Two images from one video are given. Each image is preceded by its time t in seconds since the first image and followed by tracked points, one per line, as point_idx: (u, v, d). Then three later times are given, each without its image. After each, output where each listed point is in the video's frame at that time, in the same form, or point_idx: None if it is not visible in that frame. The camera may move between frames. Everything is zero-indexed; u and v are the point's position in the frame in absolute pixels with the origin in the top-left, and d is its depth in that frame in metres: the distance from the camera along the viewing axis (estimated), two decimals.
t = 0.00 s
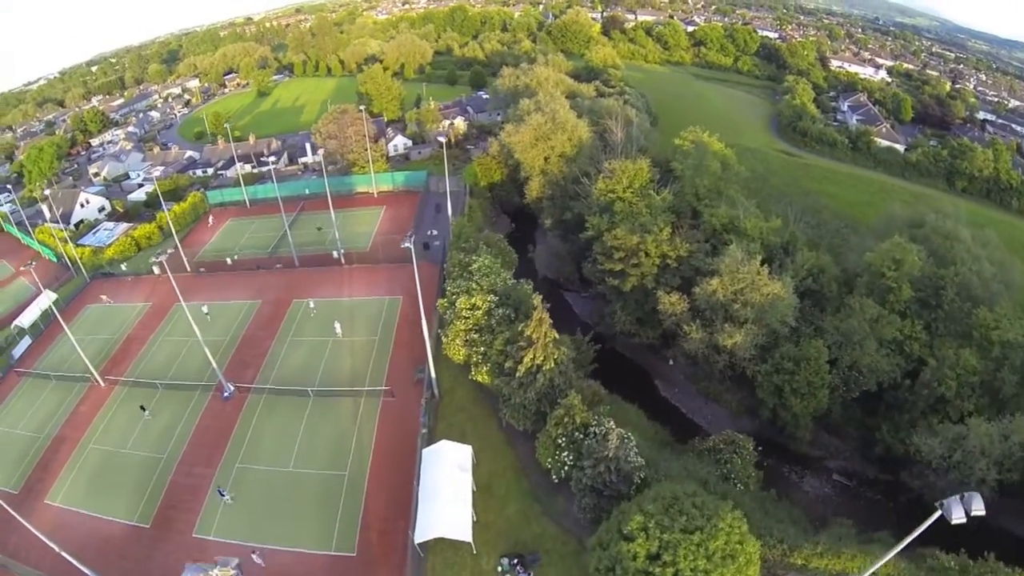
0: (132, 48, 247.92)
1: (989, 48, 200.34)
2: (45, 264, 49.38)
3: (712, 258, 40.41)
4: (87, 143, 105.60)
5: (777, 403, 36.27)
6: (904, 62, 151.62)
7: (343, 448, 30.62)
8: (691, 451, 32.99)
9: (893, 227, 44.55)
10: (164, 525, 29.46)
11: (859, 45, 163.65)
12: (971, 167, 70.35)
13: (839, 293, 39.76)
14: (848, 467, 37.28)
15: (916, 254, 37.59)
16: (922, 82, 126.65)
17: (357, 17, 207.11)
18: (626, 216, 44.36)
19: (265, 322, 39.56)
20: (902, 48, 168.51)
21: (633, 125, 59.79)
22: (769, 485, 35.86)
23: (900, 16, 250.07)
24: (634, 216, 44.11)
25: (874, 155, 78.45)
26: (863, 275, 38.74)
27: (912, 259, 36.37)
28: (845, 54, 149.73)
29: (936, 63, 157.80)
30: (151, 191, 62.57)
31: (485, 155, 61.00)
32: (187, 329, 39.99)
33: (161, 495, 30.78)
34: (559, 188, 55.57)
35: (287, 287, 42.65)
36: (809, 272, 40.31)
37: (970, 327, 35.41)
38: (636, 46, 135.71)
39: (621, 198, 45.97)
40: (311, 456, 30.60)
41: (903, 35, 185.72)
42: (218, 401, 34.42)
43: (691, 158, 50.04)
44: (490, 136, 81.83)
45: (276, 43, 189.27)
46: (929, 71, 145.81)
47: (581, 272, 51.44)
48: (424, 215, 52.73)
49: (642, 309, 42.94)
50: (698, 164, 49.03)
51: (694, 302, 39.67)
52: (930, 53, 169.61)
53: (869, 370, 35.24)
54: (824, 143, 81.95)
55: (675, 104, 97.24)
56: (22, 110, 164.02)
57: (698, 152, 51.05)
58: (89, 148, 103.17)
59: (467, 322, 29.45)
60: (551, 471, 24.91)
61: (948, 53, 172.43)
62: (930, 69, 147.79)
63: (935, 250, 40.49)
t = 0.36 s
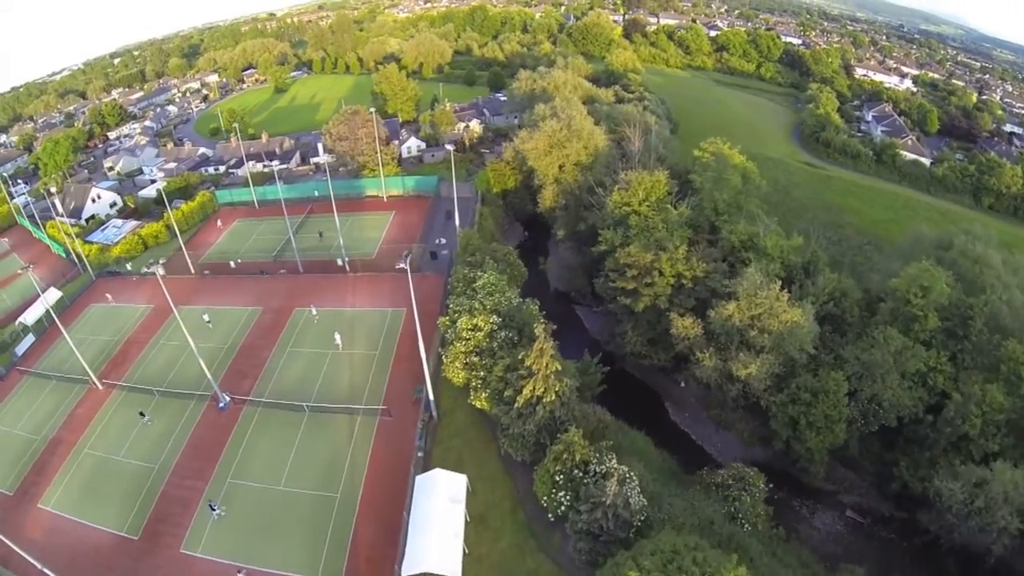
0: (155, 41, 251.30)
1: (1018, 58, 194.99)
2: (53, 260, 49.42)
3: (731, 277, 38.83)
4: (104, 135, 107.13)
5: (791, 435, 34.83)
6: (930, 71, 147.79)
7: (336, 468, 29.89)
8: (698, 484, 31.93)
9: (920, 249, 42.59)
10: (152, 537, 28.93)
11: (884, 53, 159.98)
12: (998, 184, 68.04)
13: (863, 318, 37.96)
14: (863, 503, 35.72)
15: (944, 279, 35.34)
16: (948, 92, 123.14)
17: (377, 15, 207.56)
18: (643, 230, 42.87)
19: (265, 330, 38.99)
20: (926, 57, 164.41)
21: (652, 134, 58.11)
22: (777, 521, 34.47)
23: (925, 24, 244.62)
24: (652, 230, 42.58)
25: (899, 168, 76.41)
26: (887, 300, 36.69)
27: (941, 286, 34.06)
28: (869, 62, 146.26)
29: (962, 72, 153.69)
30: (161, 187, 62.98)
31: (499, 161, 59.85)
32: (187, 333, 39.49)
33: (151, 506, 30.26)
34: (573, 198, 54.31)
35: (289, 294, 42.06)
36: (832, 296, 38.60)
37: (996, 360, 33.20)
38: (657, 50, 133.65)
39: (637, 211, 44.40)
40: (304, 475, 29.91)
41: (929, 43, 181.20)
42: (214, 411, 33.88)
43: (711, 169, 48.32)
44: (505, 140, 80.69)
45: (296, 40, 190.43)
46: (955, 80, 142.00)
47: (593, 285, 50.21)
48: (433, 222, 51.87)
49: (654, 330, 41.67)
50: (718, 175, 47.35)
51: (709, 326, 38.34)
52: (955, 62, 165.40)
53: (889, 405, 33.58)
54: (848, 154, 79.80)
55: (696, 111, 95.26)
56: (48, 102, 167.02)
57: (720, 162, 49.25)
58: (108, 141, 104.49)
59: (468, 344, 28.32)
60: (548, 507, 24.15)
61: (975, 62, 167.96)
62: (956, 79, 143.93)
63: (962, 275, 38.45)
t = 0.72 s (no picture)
0: (193, 31, 256.70)
1: None
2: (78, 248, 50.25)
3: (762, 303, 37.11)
4: (136, 124, 109.51)
5: (813, 477, 32.96)
6: (973, 86, 142.13)
7: (336, 485, 29.18)
8: (709, 523, 30.27)
9: (962, 280, 39.97)
10: (147, 541, 28.69)
11: (924, 65, 154.47)
12: None
13: (898, 355, 35.64)
14: (883, 550, 33.42)
15: (987, 316, 32.84)
16: (992, 110, 118.31)
17: (412, 12, 208.25)
18: (670, 248, 41.21)
19: (275, 333, 38.56)
20: (968, 70, 158.34)
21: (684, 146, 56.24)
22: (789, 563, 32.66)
23: (967, 36, 236.27)
24: (681, 249, 40.94)
25: (939, 188, 73.95)
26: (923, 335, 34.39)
27: (984, 325, 31.58)
28: (909, 75, 141.25)
29: (1006, 88, 147.71)
30: (184, 180, 64.38)
31: (525, 167, 58.33)
32: (197, 332, 39.22)
33: (149, 509, 30.04)
34: (599, 209, 52.76)
35: (302, 297, 41.59)
36: (865, 328, 36.49)
37: None
38: (692, 56, 130.74)
39: (666, 228, 42.72)
40: (303, 489, 29.26)
41: (970, 56, 174.35)
42: (218, 416, 33.54)
43: (746, 186, 46.42)
44: (534, 144, 79.18)
45: (330, 34, 192.53)
46: (999, 97, 136.47)
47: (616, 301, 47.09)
48: (453, 228, 50.91)
49: (676, 355, 40.02)
50: (754, 193, 45.60)
51: (733, 356, 36.67)
52: (1000, 77, 158.96)
53: (919, 451, 31.38)
54: (887, 172, 76.25)
55: (731, 122, 92.62)
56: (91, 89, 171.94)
57: (755, 179, 47.24)
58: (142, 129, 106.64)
59: (477, 367, 27.36)
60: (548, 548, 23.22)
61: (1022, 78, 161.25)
62: (1001, 96, 138.15)
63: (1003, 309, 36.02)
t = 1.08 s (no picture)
0: (236, 21, 262.36)
1: None
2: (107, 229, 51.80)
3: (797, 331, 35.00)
4: (173, 111, 112.87)
5: (835, 520, 30.78)
6: None
7: (340, 496, 28.55)
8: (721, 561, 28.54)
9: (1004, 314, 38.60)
10: (149, 536, 28.73)
11: (969, 81, 147.59)
12: None
13: (937, 396, 33.33)
14: None
15: None
16: None
17: (451, 8, 208.50)
18: (702, 269, 39.29)
19: (291, 334, 38.23)
20: (1020, 87, 150.90)
21: (723, 158, 54.09)
22: None
23: (1019, 50, 226.16)
24: (714, 270, 38.94)
25: (985, 213, 70.99)
26: (963, 376, 32.40)
27: None
28: (957, 90, 135.32)
29: None
30: (216, 170, 65.74)
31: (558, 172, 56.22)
32: (215, 326, 39.17)
33: (153, 503, 30.13)
34: (631, 222, 50.57)
35: (322, 298, 41.21)
36: (901, 364, 34.24)
37: None
38: (734, 63, 127.02)
39: (699, 246, 40.77)
40: (306, 498, 28.72)
41: (1019, 72, 166.33)
42: (228, 415, 33.44)
43: (784, 203, 43.90)
44: (569, 149, 77.21)
45: (369, 28, 194.09)
46: None
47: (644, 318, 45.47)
48: (481, 233, 49.54)
49: (701, 381, 38.06)
50: (792, 213, 43.28)
51: (761, 387, 34.75)
52: None
53: (950, 501, 28.89)
54: (930, 192, 73.02)
55: (771, 134, 89.26)
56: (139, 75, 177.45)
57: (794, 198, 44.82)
58: (182, 116, 108.91)
59: (491, 387, 26.34)
60: None
61: None
62: None
63: None
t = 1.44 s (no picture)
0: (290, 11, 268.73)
1: None
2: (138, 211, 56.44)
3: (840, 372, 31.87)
4: (220, 97, 116.40)
5: None
6: None
7: (345, 509, 27.82)
8: None
9: None
10: (154, 531, 28.80)
11: None
12: None
13: (982, 448, 30.99)
14: None
15: None
16: None
17: (501, 6, 208.02)
18: (741, 297, 36.32)
19: (313, 335, 37.74)
20: None
21: (771, 176, 51.03)
22: None
23: None
24: (755, 298, 35.87)
25: None
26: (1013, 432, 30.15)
27: None
28: None
29: None
30: (255, 159, 66.77)
31: (600, 181, 53.17)
32: (238, 320, 39.37)
33: (161, 495, 30.34)
34: (672, 239, 47.23)
35: (346, 299, 40.57)
36: (946, 415, 31.50)
37: None
38: (787, 75, 122.45)
39: (740, 271, 37.71)
40: (311, 507, 28.12)
41: None
42: (242, 413, 33.35)
43: (833, 229, 40.57)
44: (614, 156, 74.16)
45: (417, 23, 195.36)
46: None
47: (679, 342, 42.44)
48: (517, 240, 47.02)
49: (732, 416, 35.04)
50: (840, 242, 39.92)
51: (794, 430, 31.73)
52: None
53: None
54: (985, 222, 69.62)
55: (819, 150, 85.29)
56: (195, 61, 183.63)
57: (842, 224, 41.36)
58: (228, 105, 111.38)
59: (507, 413, 24.69)
60: None
61: None
62: None
63: None
